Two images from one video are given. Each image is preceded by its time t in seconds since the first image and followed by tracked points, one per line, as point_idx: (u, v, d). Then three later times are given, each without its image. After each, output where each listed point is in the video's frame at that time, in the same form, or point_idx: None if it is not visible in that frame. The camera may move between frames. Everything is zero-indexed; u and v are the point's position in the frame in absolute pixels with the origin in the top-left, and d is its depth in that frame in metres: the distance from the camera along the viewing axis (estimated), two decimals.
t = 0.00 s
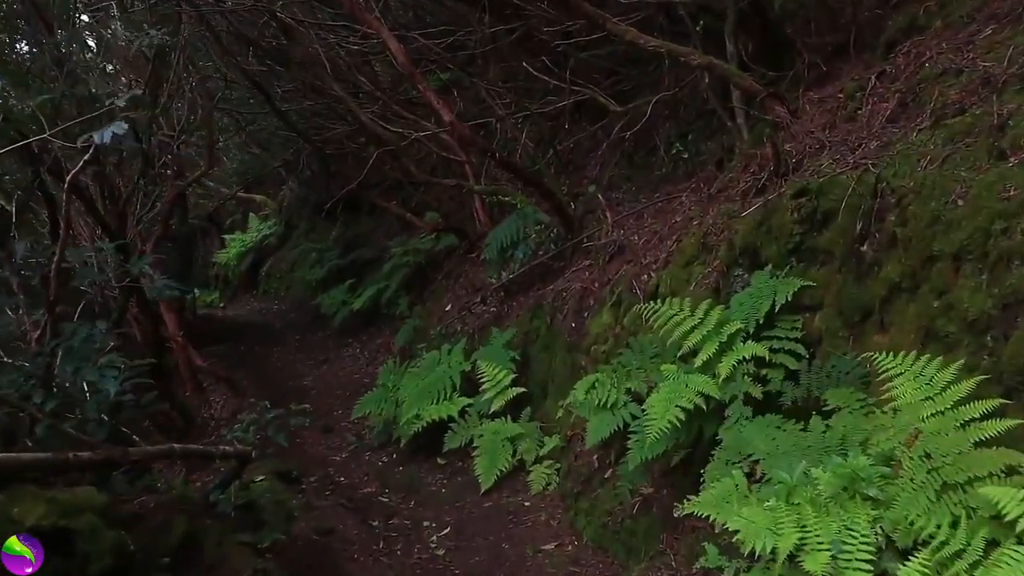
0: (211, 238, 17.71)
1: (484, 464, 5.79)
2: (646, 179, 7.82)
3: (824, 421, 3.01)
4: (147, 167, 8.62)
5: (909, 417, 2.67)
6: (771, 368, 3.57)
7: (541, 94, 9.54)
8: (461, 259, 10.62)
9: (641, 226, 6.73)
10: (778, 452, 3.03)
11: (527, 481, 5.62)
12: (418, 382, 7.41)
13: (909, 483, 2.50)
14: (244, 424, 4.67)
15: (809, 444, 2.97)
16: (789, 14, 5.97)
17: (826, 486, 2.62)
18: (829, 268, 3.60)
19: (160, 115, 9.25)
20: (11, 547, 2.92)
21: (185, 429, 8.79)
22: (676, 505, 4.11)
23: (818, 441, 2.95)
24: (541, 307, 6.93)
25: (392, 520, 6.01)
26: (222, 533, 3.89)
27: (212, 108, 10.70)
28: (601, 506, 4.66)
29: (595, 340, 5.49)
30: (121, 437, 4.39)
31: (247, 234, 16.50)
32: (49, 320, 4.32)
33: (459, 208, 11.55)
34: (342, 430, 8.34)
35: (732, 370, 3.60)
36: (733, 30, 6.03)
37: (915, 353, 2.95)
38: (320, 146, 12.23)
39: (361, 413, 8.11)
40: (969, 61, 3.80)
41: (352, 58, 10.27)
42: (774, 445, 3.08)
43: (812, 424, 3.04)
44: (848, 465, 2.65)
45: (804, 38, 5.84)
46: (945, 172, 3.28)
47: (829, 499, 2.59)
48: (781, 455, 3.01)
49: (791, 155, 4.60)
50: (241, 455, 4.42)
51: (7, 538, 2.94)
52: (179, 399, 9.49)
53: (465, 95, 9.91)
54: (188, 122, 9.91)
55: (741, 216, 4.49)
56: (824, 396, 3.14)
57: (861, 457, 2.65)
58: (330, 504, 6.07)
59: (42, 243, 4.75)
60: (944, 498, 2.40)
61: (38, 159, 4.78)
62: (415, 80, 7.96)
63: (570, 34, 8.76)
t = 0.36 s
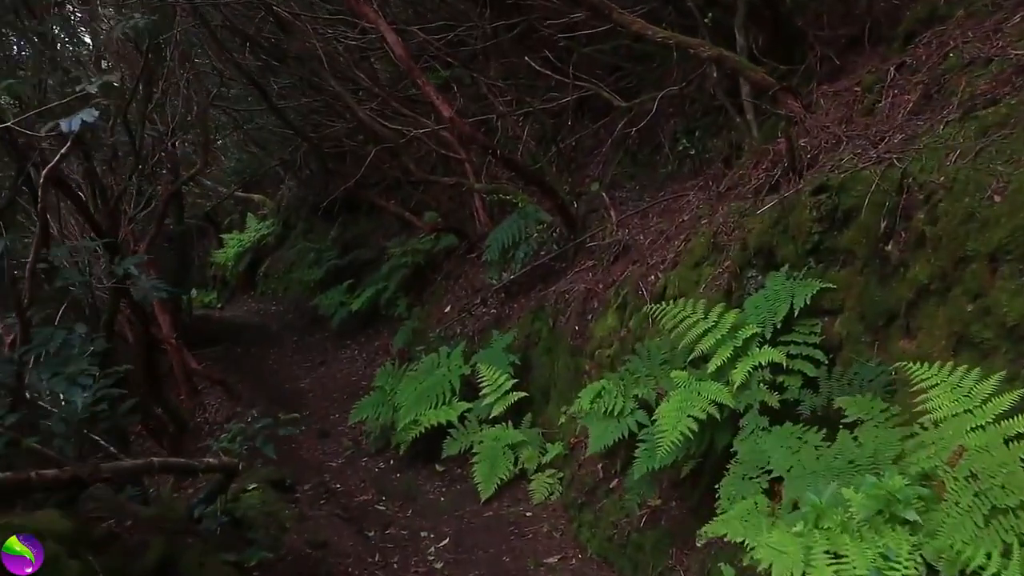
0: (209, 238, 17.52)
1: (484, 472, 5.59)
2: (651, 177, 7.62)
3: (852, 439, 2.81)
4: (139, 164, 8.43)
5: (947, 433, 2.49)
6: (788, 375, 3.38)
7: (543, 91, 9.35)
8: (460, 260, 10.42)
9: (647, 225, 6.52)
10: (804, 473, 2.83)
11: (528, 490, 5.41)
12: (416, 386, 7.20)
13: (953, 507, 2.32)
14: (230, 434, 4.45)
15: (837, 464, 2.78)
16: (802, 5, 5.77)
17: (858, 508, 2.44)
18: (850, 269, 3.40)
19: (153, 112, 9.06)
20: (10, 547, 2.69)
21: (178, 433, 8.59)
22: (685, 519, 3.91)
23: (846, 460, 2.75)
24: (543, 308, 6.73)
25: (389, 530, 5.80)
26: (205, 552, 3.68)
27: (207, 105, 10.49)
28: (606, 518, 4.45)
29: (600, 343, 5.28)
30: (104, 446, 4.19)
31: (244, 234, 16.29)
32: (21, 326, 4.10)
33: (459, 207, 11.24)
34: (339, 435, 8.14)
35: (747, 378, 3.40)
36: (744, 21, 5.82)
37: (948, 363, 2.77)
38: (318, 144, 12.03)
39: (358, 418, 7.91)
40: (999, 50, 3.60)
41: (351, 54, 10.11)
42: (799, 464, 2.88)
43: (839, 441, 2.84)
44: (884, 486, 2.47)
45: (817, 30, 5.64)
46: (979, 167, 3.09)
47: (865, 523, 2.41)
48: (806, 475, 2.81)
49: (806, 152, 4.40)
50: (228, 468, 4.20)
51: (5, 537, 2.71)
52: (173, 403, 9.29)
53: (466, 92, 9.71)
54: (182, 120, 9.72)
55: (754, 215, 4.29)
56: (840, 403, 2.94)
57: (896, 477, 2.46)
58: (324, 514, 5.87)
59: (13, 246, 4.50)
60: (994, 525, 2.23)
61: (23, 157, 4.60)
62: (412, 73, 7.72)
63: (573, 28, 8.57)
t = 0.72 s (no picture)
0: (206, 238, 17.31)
1: (484, 480, 5.39)
2: (656, 174, 7.41)
3: (890, 453, 2.58)
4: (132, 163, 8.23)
5: (1003, 451, 2.26)
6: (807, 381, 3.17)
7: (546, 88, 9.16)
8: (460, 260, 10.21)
9: (653, 224, 6.31)
10: (836, 489, 2.62)
11: (531, 498, 5.21)
12: (414, 389, 6.98)
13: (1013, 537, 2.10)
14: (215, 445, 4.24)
15: (873, 480, 2.56)
16: None
17: (905, 537, 2.21)
18: (876, 270, 3.21)
19: (147, 110, 8.88)
20: (11, 548, 2.88)
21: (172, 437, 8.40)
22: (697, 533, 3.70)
23: (884, 477, 2.53)
24: (546, 309, 6.52)
25: (385, 540, 5.60)
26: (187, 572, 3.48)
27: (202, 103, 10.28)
28: (612, 530, 4.23)
29: (605, 346, 5.07)
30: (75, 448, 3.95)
31: (242, 233, 16.08)
32: None
33: (459, 206, 11.00)
34: (337, 440, 7.94)
35: (765, 385, 3.20)
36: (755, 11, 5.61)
37: (994, 370, 2.55)
38: (315, 142, 11.83)
39: (354, 422, 7.70)
40: None
41: (348, 50, 9.91)
42: (832, 480, 2.67)
43: (876, 455, 2.62)
44: (934, 511, 2.24)
45: (831, 20, 5.45)
46: (1016, 161, 2.90)
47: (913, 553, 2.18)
48: (839, 492, 2.60)
49: (824, 146, 4.21)
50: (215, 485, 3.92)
51: (6, 538, 2.90)
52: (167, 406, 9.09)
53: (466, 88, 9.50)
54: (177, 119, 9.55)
55: (770, 213, 4.09)
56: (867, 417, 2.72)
57: (947, 502, 2.24)
58: (318, 524, 5.67)
59: None
60: None
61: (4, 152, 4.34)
62: (411, 69, 7.51)
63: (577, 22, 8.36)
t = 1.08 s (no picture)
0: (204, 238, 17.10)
1: (486, 489, 5.18)
2: (662, 171, 7.21)
3: (940, 464, 2.36)
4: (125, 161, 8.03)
5: None
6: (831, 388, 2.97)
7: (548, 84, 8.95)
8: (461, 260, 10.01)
9: (660, 222, 6.10)
10: (877, 501, 2.40)
11: (534, 507, 5.01)
12: (411, 393, 6.77)
13: None
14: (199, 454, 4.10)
15: (919, 492, 2.33)
16: None
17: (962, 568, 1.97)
18: (905, 268, 3.02)
19: (140, 106, 8.68)
20: (10, 548, 2.78)
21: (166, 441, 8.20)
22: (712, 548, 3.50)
23: (933, 491, 2.31)
24: (548, 311, 6.31)
25: (383, 550, 5.39)
26: None
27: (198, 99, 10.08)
28: (620, 543, 4.03)
29: (611, 349, 4.86)
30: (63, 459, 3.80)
31: (240, 233, 15.88)
32: None
33: (460, 205, 10.77)
34: (334, 445, 7.73)
35: (786, 392, 2.99)
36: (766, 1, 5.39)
37: None
38: (313, 140, 11.63)
39: (351, 426, 7.49)
40: None
41: (346, 45, 9.71)
42: (870, 492, 2.45)
43: (923, 466, 2.39)
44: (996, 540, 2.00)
45: (846, 10, 5.24)
46: None
47: None
48: (881, 503, 2.38)
49: (844, 140, 4.02)
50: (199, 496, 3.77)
51: (5, 538, 2.79)
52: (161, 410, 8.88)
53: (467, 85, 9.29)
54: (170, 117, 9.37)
55: (787, 209, 3.89)
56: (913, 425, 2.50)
57: (1011, 533, 1.99)
58: (313, 533, 5.47)
59: None
60: None
61: None
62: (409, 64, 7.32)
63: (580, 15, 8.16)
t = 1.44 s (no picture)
0: (202, 239, 16.94)
1: (487, 498, 4.99)
2: (668, 169, 7.00)
3: (998, 484, 2.07)
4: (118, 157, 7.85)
5: None
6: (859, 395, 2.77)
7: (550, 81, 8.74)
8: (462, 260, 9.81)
9: (668, 221, 5.89)
10: (928, 531, 2.10)
11: (537, 517, 4.80)
12: (409, 396, 6.56)
13: None
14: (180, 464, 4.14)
15: (974, 517, 2.04)
16: None
17: None
18: (940, 267, 2.83)
19: (135, 101, 8.51)
20: (12, 548, 2.91)
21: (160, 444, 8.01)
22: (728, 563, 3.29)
23: (991, 517, 2.01)
24: (551, 312, 6.11)
25: (380, 560, 5.20)
26: None
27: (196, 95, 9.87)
28: (629, 558, 3.82)
29: (617, 353, 4.66)
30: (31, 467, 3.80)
31: (239, 234, 15.68)
32: None
33: (460, 205, 10.53)
34: (331, 449, 7.54)
35: (810, 400, 2.79)
36: None
37: None
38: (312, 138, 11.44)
39: (348, 430, 7.29)
40: None
41: (344, 41, 9.52)
42: (913, 514, 2.22)
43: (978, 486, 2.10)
44: None
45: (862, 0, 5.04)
46: None
47: None
48: (934, 533, 2.09)
49: (866, 134, 3.83)
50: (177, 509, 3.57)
51: (6, 537, 2.91)
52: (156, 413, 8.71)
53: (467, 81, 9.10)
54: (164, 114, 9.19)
55: (806, 206, 3.70)
56: (963, 437, 2.28)
57: None
58: (307, 542, 5.27)
59: None
60: None
61: None
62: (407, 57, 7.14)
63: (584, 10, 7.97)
